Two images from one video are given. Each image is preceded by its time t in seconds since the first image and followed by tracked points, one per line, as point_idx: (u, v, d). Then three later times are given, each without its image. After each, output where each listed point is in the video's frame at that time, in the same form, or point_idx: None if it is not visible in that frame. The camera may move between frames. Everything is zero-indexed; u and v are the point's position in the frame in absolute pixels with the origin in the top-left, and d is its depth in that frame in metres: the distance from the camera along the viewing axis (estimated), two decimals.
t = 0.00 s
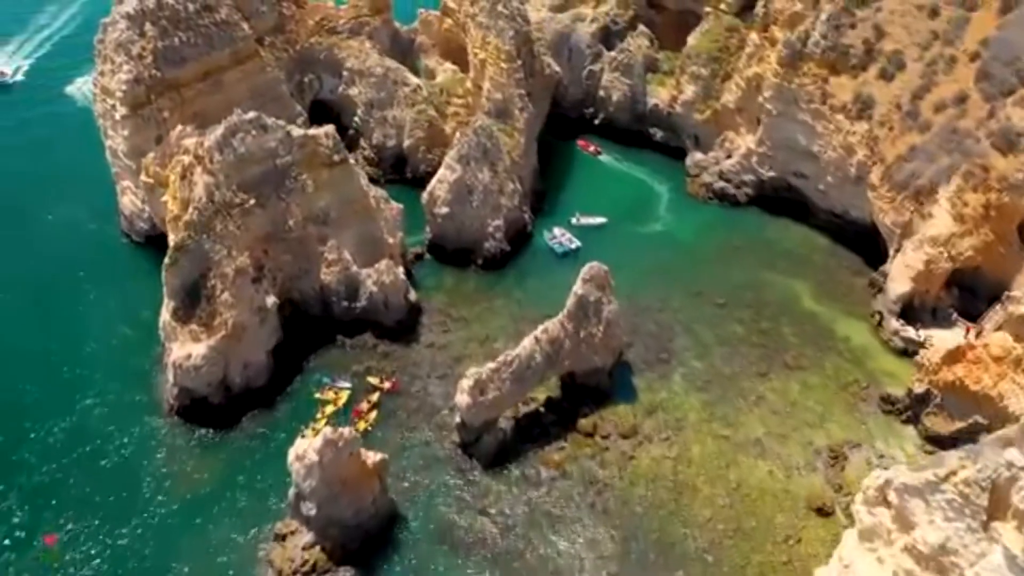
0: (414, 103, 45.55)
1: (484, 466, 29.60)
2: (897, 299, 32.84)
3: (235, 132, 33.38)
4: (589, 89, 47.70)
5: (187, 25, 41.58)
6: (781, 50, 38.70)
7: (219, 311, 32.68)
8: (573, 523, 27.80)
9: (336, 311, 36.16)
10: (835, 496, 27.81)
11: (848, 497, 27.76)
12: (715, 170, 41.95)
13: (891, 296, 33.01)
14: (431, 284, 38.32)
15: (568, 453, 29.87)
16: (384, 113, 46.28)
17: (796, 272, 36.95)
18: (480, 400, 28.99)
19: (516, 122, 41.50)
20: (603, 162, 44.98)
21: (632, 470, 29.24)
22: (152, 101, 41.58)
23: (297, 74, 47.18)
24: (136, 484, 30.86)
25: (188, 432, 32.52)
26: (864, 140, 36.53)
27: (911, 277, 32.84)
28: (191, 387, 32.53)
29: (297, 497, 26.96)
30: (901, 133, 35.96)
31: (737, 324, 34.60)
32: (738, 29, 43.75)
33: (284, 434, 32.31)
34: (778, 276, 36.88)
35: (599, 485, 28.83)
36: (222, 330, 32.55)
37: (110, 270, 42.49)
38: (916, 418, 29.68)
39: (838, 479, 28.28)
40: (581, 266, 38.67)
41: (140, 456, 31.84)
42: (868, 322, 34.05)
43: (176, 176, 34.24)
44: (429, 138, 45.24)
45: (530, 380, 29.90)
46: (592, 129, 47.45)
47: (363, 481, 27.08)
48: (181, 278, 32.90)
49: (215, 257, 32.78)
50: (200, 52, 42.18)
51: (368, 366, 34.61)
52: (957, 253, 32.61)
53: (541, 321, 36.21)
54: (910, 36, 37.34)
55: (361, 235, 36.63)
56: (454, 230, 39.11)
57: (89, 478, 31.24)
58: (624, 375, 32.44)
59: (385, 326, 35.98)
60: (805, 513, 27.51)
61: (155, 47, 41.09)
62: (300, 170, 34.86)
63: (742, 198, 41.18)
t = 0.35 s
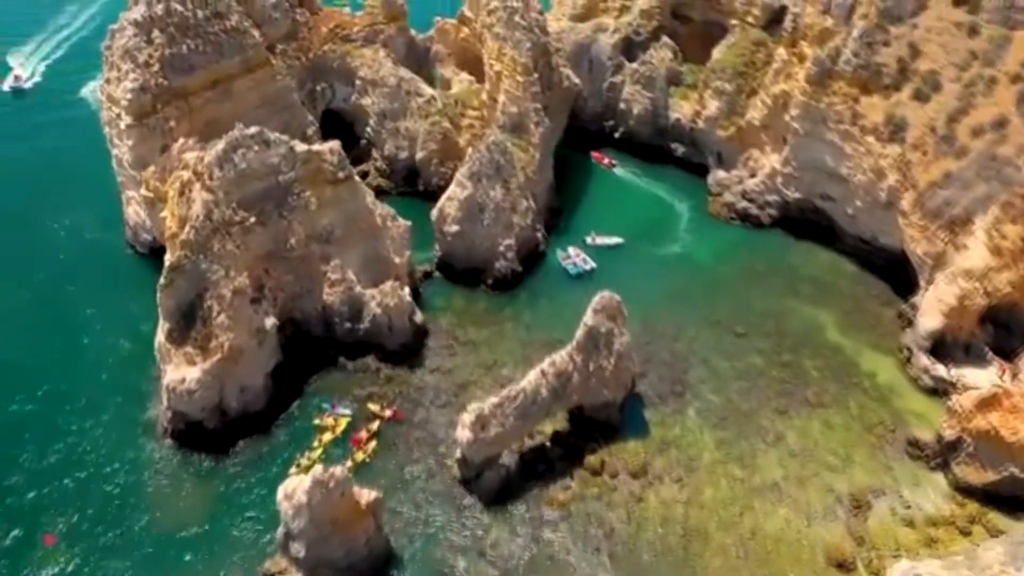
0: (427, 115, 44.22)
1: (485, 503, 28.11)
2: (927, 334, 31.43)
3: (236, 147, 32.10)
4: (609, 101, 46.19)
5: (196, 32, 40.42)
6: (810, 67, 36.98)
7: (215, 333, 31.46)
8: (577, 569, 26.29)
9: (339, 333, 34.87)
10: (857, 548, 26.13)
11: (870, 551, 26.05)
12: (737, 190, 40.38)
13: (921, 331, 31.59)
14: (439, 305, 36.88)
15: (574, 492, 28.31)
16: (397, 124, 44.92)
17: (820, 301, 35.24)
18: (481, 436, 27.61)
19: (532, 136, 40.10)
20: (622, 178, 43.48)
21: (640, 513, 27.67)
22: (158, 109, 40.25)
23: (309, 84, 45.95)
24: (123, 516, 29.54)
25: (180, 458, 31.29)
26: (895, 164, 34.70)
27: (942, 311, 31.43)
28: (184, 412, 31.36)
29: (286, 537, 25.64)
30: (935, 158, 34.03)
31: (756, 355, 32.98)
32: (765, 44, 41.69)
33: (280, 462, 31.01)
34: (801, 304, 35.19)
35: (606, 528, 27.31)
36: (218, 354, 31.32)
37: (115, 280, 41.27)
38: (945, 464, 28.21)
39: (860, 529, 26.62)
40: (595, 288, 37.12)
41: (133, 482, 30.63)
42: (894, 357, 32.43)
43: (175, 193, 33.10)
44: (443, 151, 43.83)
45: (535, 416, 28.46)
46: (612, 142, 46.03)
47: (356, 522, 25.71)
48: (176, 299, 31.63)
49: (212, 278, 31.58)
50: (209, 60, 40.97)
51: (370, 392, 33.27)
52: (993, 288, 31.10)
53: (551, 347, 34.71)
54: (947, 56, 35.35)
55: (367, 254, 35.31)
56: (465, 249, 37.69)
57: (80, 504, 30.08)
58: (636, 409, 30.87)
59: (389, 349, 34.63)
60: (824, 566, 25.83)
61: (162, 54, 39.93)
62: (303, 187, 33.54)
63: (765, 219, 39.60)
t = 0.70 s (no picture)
0: (441, 127, 43.02)
1: (485, 544, 26.61)
2: (960, 374, 29.79)
3: (235, 164, 30.74)
4: (630, 115, 44.63)
5: (204, 40, 39.16)
6: (840, 85, 35.33)
7: (208, 357, 30.21)
8: None
9: (340, 356, 33.56)
10: None
11: None
12: (761, 212, 38.79)
13: (953, 370, 30.00)
14: (446, 327, 35.42)
15: (578, 534, 26.77)
16: (410, 136, 43.56)
17: (845, 332, 33.54)
18: (481, 476, 26.26)
19: (546, 153, 38.77)
20: (641, 194, 41.95)
21: (647, 559, 26.09)
22: (164, 120, 38.61)
23: (321, 93, 44.71)
24: (111, 550, 28.22)
25: (171, 487, 30.02)
26: (928, 191, 32.81)
27: (976, 350, 29.74)
28: (175, 438, 30.17)
29: None
30: (972, 185, 31.94)
31: (776, 390, 31.32)
32: (793, 59, 39.66)
33: (272, 492, 29.66)
34: (824, 335, 33.49)
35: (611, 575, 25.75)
36: (211, 379, 30.06)
37: (118, 292, 39.99)
38: (976, 517, 26.50)
39: None
40: (609, 312, 35.53)
41: (124, 509, 29.37)
42: (923, 395, 30.77)
43: (172, 211, 31.97)
44: (455, 164, 42.44)
45: (538, 455, 27.10)
46: (633, 157, 44.55)
47: (343, 564, 24.45)
48: (168, 322, 30.27)
49: (208, 300, 30.39)
50: (217, 69, 39.59)
51: (370, 419, 31.91)
52: None
53: (561, 375, 33.20)
54: (987, 77, 32.97)
55: (371, 275, 34.08)
56: (474, 270, 36.16)
57: (68, 534, 28.81)
58: (647, 445, 29.30)
59: (391, 374, 33.24)
60: None
61: (169, 62, 38.52)
62: (304, 207, 32.29)
63: (789, 243, 38.01)
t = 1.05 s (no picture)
0: (453, 141, 41.41)
1: None
2: (993, 420, 27.88)
3: (233, 182, 29.43)
4: (649, 130, 43.02)
5: (211, 49, 37.86)
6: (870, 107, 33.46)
7: (200, 384, 28.87)
8: None
9: (339, 381, 32.09)
10: None
11: None
12: (785, 236, 37.06)
13: (986, 417, 28.06)
14: (450, 351, 33.99)
15: None
16: (421, 149, 42.18)
17: (871, 367, 31.82)
18: (478, 521, 24.85)
19: (562, 170, 37.15)
20: (659, 213, 40.31)
21: None
22: (168, 131, 37.09)
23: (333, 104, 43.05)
24: None
25: (157, 518, 28.70)
26: (963, 222, 31.02)
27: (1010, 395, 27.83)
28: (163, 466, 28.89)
29: None
30: (1010, 217, 30.53)
31: (797, 429, 29.62)
32: (822, 76, 38.48)
33: (262, 525, 28.32)
34: (849, 369, 31.78)
35: None
36: (202, 407, 28.72)
37: (116, 308, 38.62)
38: None
39: None
40: (621, 339, 33.95)
41: (113, 541, 28.11)
42: (953, 439, 29.11)
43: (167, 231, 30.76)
44: (467, 179, 41.02)
45: (539, 499, 25.78)
46: (652, 173, 42.90)
47: None
48: (161, 348, 29.37)
49: (201, 325, 29.12)
50: (224, 79, 38.42)
51: (367, 449, 30.51)
52: None
53: (569, 406, 31.71)
54: None
55: (373, 298, 32.74)
56: (482, 292, 34.66)
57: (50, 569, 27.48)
58: (656, 487, 27.67)
59: (392, 402, 31.80)
60: None
61: (175, 72, 37.14)
62: (304, 227, 30.97)
63: (814, 269, 36.27)
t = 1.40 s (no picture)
0: (465, 155, 39.92)
1: None
2: None
3: (227, 204, 28.19)
4: (669, 147, 41.40)
5: (217, 59, 36.55)
6: (903, 131, 31.83)
7: (188, 414, 27.63)
8: None
9: (336, 409, 30.76)
10: None
11: None
12: (809, 263, 35.38)
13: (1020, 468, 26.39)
14: (454, 379, 32.58)
15: None
16: (432, 163, 40.80)
17: (896, 406, 30.14)
18: (471, 571, 23.64)
19: (576, 190, 35.66)
20: (678, 234, 38.68)
21: None
22: (171, 143, 35.77)
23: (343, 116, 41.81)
24: None
25: (142, 551, 27.50)
26: (1000, 256, 29.21)
27: None
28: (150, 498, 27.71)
29: None
30: None
31: (815, 472, 27.96)
32: (850, 95, 36.27)
33: (250, 562, 27.05)
34: (872, 408, 30.08)
35: None
36: (190, 437, 27.48)
37: (112, 324, 36.60)
38: None
39: None
40: (633, 369, 32.36)
41: None
42: (983, 489, 27.43)
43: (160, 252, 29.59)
44: (479, 195, 39.57)
45: (539, 547, 24.31)
46: (672, 191, 41.41)
47: None
48: (147, 374, 28.15)
49: (190, 351, 27.92)
50: (230, 90, 37.11)
51: (363, 482, 29.17)
52: None
53: (576, 441, 30.18)
54: None
55: (373, 323, 31.33)
56: (489, 317, 33.27)
57: None
58: (664, 533, 26.08)
59: (391, 432, 30.42)
60: None
61: (179, 82, 35.86)
62: (303, 250, 29.67)
63: (839, 298, 34.58)
